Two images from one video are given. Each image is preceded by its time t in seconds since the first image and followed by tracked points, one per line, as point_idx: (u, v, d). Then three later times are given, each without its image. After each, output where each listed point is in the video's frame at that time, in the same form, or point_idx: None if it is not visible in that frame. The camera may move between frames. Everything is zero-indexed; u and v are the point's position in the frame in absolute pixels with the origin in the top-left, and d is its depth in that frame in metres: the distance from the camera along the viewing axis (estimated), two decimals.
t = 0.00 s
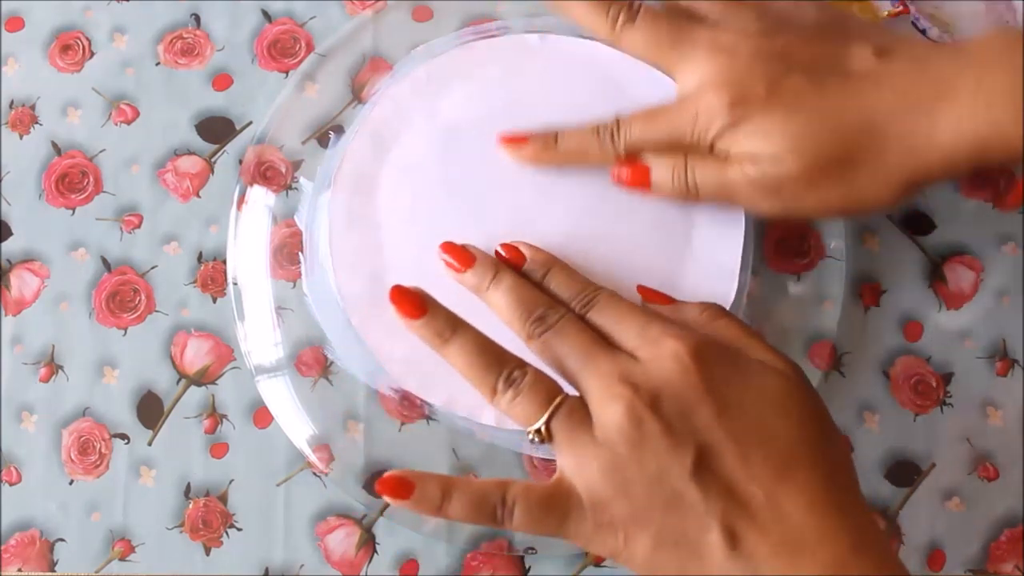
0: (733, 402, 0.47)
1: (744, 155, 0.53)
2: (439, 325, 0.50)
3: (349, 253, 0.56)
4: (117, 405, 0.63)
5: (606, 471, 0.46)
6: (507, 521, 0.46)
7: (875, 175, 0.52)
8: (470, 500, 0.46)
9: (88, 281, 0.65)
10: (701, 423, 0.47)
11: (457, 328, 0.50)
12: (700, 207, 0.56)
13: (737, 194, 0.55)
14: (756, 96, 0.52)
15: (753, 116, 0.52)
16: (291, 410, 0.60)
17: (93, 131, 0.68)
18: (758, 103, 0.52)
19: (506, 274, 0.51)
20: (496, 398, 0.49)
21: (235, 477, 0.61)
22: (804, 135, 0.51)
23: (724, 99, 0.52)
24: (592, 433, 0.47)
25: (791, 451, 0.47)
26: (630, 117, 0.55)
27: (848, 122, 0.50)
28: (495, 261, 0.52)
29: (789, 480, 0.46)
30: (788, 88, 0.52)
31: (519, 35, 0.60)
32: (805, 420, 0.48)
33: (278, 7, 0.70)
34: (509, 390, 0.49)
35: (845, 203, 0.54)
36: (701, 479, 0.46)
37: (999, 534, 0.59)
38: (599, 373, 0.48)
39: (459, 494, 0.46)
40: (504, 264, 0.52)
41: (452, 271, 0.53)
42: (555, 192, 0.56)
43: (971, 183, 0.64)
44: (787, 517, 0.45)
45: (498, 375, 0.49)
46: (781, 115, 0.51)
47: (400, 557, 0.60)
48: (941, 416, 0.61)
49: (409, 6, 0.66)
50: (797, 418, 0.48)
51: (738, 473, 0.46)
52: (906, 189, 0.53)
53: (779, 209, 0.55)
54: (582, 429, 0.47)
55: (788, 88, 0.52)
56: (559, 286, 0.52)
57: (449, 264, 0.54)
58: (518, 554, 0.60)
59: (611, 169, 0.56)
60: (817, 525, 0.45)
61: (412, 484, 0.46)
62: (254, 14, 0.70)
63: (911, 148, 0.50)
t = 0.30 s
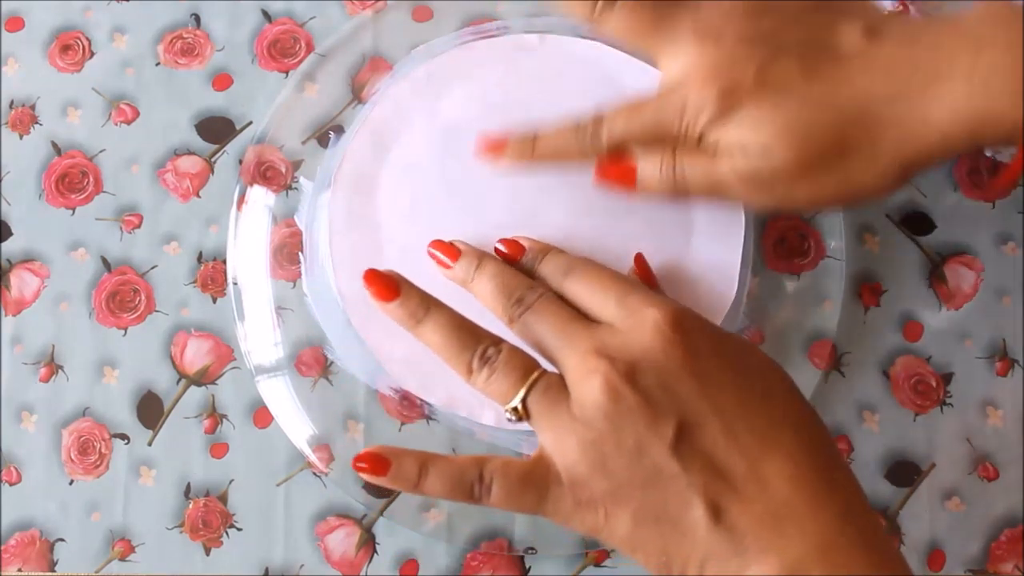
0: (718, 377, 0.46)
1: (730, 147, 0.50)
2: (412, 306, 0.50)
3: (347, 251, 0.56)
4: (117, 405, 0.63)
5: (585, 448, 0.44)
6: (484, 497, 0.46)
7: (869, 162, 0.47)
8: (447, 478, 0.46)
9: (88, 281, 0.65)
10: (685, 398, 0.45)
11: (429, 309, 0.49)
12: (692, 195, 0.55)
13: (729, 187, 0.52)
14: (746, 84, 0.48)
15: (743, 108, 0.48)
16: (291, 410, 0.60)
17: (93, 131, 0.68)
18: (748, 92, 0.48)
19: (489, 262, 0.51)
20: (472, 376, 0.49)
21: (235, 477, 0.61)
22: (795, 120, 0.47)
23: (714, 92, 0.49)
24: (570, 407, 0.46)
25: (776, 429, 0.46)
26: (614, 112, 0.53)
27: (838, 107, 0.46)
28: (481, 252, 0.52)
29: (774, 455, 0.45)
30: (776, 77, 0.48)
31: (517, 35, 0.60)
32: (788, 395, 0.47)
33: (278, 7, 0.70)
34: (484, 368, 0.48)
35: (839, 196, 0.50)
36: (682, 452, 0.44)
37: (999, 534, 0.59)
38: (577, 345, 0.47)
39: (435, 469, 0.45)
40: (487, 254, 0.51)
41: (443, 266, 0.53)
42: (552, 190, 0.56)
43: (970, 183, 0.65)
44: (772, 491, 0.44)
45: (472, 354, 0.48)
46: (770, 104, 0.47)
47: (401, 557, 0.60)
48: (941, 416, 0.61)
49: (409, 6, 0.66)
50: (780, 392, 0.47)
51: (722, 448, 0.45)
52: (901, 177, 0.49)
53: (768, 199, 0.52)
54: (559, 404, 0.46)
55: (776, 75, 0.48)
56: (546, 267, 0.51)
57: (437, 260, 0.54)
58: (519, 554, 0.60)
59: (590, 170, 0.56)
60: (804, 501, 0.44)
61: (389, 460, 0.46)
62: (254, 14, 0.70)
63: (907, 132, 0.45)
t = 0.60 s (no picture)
0: (705, 374, 0.46)
1: (706, 120, 0.54)
2: (402, 307, 0.50)
3: (348, 251, 0.56)
4: (117, 406, 0.63)
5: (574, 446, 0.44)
6: (475, 500, 0.46)
7: (837, 132, 0.53)
8: (436, 478, 0.46)
9: (88, 281, 0.65)
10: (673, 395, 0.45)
11: (419, 314, 0.49)
12: (665, 174, 0.57)
13: (702, 160, 0.55)
14: (717, 60, 0.53)
15: (717, 81, 0.53)
16: (291, 410, 0.60)
17: (93, 131, 0.68)
18: (718, 66, 0.53)
19: (478, 261, 0.51)
20: (461, 376, 0.48)
21: (235, 477, 0.61)
22: (766, 98, 0.52)
23: (686, 65, 0.53)
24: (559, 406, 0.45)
25: (766, 424, 0.46)
26: (596, 86, 0.55)
27: (807, 86, 0.52)
28: (470, 252, 0.52)
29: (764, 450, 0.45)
30: (746, 53, 0.53)
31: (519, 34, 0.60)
32: (776, 392, 0.47)
33: (278, 7, 0.70)
34: (473, 367, 0.48)
35: (803, 169, 0.55)
36: (672, 451, 0.44)
37: (999, 534, 0.59)
38: (566, 344, 0.46)
39: (424, 472, 0.46)
40: (476, 254, 0.52)
41: (435, 267, 0.53)
42: (553, 191, 0.57)
43: (970, 183, 0.65)
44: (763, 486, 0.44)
45: (461, 353, 0.48)
46: (741, 78, 0.52)
47: (400, 557, 0.60)
48: (941, 416, 0.61)
49: (409, 6, 0.66)
50: (768, 389, 0.47)
51: (712, 444, 0.45)
52: (859, 156, 0.54)
53: (738, 171, 0.56)
54: (549, 404, 0.46)
55: (746, 53, 0.53)
56: (538, 261, 0.51)
57: (429, 262, 0.54)
58: (519, 554, 0.60)
59: (578, 137, 0.57)
60: (794, 493, 0.44)
61: (378, 466, 0.47)
62: (254, 14, 0.70)
63: (866, 110, 0.52)
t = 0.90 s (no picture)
0: (702, 380, 0.46)
1: (698, 108, 0.48)
2: (391, 321, 0.49)
3: (347, 252, 0.56)
4: (117, 406, 0.63)
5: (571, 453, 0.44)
6: (469, 508, 0.46)
7: (832, 130, 0.47)
8: (431, 487, 0.46)
9: (88, 281, 0.65)
10: (670, 402, 0.45)
11: (410, 325, 0.49)
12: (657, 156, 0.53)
13: (694, 148, 0.51)
14: (712, 44, 0.46)
15: (713, 62, 0.46)
16: (290, 411, 0.60)
17: (93, 131, 0.68)
18: (715, 52, 0.46)
19: (474, 263, 0.51)
20: (453, 388, 0.48)
21: (235, 477, 0.61)
22: (762, 83, 0.46)
23: (682, 49, 0.47)
24: (554, 414, 0.45)
25: (763, 429, 0.45)
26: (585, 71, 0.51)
27: (804, 67, 0.45)
28: (466, 253, 0.52)
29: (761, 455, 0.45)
30: (745, 35, 0.46)
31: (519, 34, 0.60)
32: (773, 397, 0.47)
33: (278, 7, 0.70)
34: (466, 379, 0.47)
35: (803, 161, 0.49)
36: (669, 457, 0.44)
37: (999, 534, 0.59)
38: (562, 352, 0.46)
39: (421, 477, 0.46)
40: (473, 255, 0.52)
41: (433, 268, 0.53)
42: (553, 193, 0.57)
43: (970, 183, 0.65)
44: (759, 492, 0.44)
45: (452, 365, 0.48)
46: (735, 63, 0.46)
47: (400, 557, 0.60)
48: (941, 416, 0.61)
49: (409, 6, 0.66)
50: (765, 394, 0.47)
51: (708, 450, 0.45)
52: (858, 145, 0.48)
53: (732, 158, 0.50)
54: (543, 413, 0.45)
55: (744, 34, 0.46)
56: (537, 263, 0.51)
57: (428, 264, 0.54)
58: (519, 554, 0.60)
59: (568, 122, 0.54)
60: (790, 499, 0.44)
61: (376, 472, 0.47)
62: (254, 14, 0.70)
63: (868, 94, 0.45)
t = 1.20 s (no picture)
0: (700, 387, 0.46)
1: (670, 130, 0.52)
2: (391, 324, 0.49)
3: (347, 252, 0.56)
4: (117, 406, 0.63)
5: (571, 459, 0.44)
6: (470, 512, 0.46)
7: (799, 139, 0.51)
8: (431, 491, 0.46)
9: (88, 281, 0.65)
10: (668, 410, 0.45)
11: (410, 329, 0.49)
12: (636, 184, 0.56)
13: (667, 171, 0.54)
14: (678, 72, 0.52)
15: (678, 91, 0.51)
16: (291, 411, 0.60)
17: (93, 131, 0.68)
18: (680, 78, 0.52)
19: (474, 264, 0.51)
20: (454, 391, 0.48)
21: (235, 477, 0.61)
22: (727, 103, 0.50)
23: (648, 77, 0.52)
24: (555, 419, 0.45)
25: (761, 435, 0.45)
26: (558, 103, 0.54)
27: (767, 88, 0.50)
28: (466, 255, 0.52)
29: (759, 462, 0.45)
30: (709, 64, 0.51)
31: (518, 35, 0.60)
32: (771, 403, 0.47)
33: (278, 7, 0.70)
34: (466, 382, 0.47)
35: (768, 176, 0.53)
36: (668, 464, 0.44)
37: (999, 534, 0.59)
38: (563, 357, 0.46)
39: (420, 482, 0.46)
40: (469, 256, 0.51)
41: (433, 269, 0.53)
42: (553, 192, 0.56)
43: (971, 183, 0.65)
44: (757, 499, 0.44)
45: (452, 368, 0.48)
46: (703, 87, 0.51)
47: (400, 556, 0.60)
48: (941, 416, 0.61)
49: (409, 6, 0.66)
50: (763, 400, 0.47)
51: (706, 457, 0.45)
52: (826, 158, 0.53)
53: (707, 179, 0.55)
54: (544, 418, 0.46)
55: (710, 62, 0.51)
56: (538, 266, 0.51)
57: (428, 265, 0.54)
58: (519, 554, 0.60)
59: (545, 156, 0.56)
60: (788, 506, 0.44)
61: (376, 476, 0.47)
62: (254, 14, 0.70)
63: (829, 110, 0.50)
